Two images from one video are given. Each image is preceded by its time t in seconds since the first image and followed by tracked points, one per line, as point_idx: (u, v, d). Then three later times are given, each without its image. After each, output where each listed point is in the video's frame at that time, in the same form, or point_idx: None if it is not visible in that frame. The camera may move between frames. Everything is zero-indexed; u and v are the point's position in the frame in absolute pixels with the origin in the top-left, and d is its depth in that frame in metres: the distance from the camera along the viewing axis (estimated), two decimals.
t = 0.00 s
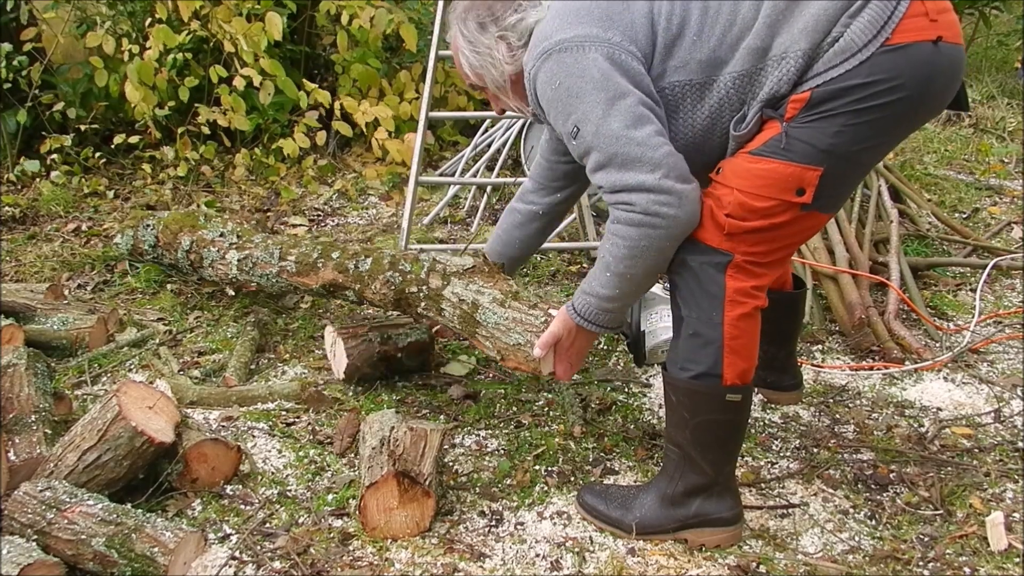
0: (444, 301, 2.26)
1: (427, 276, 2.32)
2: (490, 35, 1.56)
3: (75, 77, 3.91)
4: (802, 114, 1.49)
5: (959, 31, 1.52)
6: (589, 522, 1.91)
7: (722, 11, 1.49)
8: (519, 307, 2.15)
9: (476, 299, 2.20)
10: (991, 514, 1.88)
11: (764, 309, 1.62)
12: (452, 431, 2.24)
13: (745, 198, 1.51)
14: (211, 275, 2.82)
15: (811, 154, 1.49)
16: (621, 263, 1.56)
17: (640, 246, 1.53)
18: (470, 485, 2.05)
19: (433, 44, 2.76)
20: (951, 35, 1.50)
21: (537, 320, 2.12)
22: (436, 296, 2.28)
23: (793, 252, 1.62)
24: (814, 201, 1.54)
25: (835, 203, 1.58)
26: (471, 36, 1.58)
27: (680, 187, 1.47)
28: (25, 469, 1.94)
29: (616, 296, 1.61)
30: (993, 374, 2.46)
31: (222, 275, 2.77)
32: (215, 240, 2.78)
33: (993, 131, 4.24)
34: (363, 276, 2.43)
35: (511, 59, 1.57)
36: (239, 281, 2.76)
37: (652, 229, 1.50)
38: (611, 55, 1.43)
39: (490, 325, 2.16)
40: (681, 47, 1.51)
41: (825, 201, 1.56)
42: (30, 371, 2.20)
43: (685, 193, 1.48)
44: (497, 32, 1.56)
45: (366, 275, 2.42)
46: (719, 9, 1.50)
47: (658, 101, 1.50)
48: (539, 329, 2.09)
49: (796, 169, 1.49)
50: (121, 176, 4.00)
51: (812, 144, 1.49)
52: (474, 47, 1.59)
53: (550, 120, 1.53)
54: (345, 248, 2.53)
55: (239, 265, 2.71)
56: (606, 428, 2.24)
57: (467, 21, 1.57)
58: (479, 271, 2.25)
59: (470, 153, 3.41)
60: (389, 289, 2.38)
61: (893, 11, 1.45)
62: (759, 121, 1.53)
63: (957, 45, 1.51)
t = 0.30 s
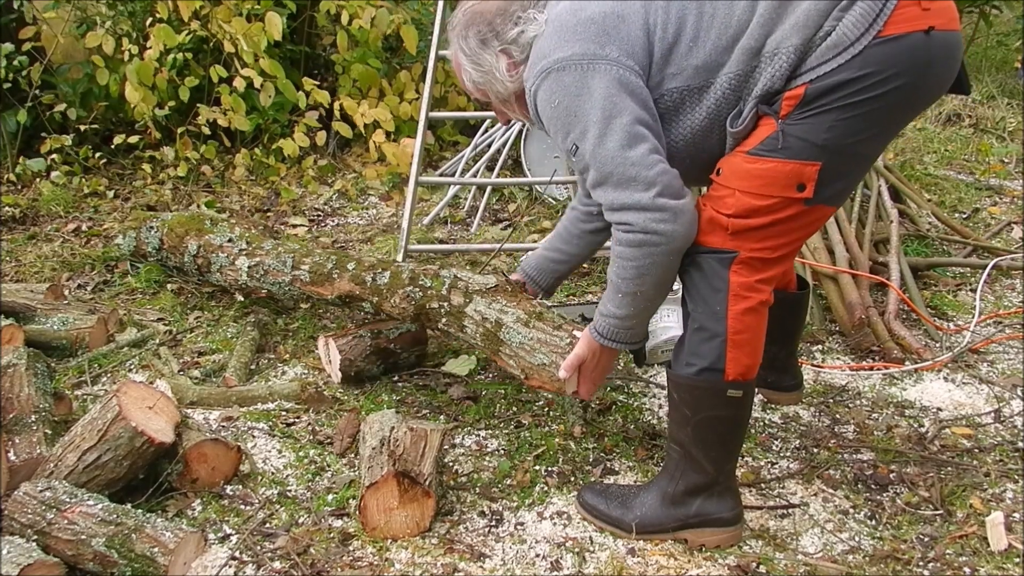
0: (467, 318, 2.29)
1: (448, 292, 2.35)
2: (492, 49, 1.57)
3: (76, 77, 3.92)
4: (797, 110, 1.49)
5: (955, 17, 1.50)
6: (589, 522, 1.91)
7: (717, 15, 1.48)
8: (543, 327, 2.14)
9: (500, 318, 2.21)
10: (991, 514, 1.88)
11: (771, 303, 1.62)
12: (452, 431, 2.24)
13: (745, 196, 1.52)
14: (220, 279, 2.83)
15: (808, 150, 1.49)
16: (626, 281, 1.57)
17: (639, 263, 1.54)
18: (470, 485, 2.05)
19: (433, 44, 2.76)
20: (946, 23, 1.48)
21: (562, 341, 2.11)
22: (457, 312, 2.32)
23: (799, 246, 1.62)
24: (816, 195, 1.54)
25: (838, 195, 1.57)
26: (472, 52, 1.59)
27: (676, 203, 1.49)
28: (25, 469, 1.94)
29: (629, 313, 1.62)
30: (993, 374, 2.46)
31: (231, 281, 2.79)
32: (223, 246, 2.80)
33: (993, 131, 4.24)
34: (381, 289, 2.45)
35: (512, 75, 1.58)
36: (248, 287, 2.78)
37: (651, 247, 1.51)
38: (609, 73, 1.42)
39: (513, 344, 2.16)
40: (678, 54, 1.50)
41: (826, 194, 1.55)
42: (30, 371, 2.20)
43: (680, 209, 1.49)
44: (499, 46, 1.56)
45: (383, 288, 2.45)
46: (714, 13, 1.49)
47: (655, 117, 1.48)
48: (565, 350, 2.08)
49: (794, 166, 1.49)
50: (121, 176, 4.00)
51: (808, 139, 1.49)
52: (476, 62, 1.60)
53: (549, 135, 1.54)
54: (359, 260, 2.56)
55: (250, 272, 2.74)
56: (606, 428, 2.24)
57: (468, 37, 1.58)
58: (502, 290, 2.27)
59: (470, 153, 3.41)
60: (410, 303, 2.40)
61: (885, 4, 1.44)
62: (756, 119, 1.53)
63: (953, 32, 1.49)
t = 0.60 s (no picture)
0: (465, 359, 2.25)
1: (445, 331, 2.29)
2: (494, 55, 1.57)
3: (76, 77, 3.92)
4: (789, 109, 1.49)
5: (948, 19, 1.50)
6: (589, 522, 1.91)
7: (718, 34, 1.49)
8: (542, 376, 2.09)
9: (498, 363, 2.17)
10: (992, 514, 1.88)
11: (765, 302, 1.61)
12: (452, 431, 2.24)
13: (736, 193, 1.51)
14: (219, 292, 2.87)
15: (799, 147, 1.49)
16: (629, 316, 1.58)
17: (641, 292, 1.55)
18: (470, 485, 2.05)
19: (433, 45, 2.76)
20: (939, 26, 1.48)
21: (559, 393, 2.04)
22: (455, 353, 2.27)
23: (792, 244, 1.61)
24: (807, 193, 1.53)
25: (831, 194, 1.57)
26: (473, 58, 1.59)
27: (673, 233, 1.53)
28: (25, 468, 1.94)
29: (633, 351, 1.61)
30: (993, 374, 2.46)
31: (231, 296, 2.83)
32: (217, 258, 2.84)
33: (993, 131, 4.24)
34: (378, 319, 2.40)
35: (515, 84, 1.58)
36: (249, 301, 2.80)
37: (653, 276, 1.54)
38: (619, 102, 1.42)
39: (513, 393, 2.11)
40: (682, 74, 1.50)
41: (819, 192, 1.55)
42: (30, 371, 2.20)
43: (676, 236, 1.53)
44: (500, 52, 1.56)
45: (381, 319, 2.39)
46: (715, 31, 1.49)
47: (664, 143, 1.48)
48: (563, 403, 2.01)
49: (785, 163, 1.49)
50: (121, 176, 4.00)
51: (799, 138, 1.49)
52: (477, 68, 1.60)
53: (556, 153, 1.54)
54: (356, 284, 2.52)
55: (249, 288, 2.76)
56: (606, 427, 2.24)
57: (469, 43, 1.58)
58: (497, 334, 2.24)
59: (470, 153, 3.41)
60: (408, 339, 2.35)
61: (880, 9, 1.44)
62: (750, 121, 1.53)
63: (946, 34, 1.50)
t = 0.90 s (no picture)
0: (466, 354, 2.25)
1: (447, 327, 2.29)
2: (504, 34, 1.57)
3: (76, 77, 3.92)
4: (791, 107, 1.49)
5: (953, 20, 1.50)
6: (589, 522, 1.91)
7: (722, 16, 1.49)
8: (543, 372, 2.09)
9: (500, 358, 2.17)
10: (991, 514, 1.88)
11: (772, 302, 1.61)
12: (452, 430, 2.24)
13: (741, 191, 1.51)
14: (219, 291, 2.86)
15: (803, 145, 1.49)
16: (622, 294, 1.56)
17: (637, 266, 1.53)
18: (470, 485, 2.05)
19: (433, 45, 2.76)
20: (943, 27, 1.48)
21: (561, 388, 2.04)
22: (457, 348, 2.27)
23: (799, 243, 1.60)
24: (813, 192, 1.52)
25: (837, 192, 1.56)
26: (486, 37, 1.61)
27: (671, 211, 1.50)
28: (25, 468, 1.94)
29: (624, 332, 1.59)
30: (993, 374, 2.46)
31: (231, 293, 2.82)
32: (221, 256, 2.84)
33: (993, 131, 4.24)
34: (380, 316, 2.40)
35: (521, 62, 1.60)
36: (249, 299, 2.79)
37: (648, 254, 1.51)
38: (621, 72, 1.42)
39: (514, 388, 2.10)
40: (684, 52, 1.51)
41: (826, 191, 1.54)
42: (30, 371, 2.20)
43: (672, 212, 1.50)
44: (510, 30, 1.56)
45: (383, 316, 2.39)
46: (720, 13, 1.50)
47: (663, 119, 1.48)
48: (564, 398, 2.01)
49: (789, 161, 1.49)
50: (121, 176, 4.00)
51: (802, 135, 1.49)
52: (489, 45, 1.62)
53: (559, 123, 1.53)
54: (359, 283, 2.52)
55: (250, 286, 2.75)
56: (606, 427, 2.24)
57: (482, 21, 1.59)
58: (500, 330, 2.24)
59: (471, 153, 3.41)
60: (409, 335, 2.35)
61: (882, 7, 1.44)
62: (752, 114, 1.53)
63: (949, 36, 1.50)
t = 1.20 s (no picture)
0: (466, 355, 2.24)
1: (447, 328, 2.29)
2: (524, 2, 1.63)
3: (76, 77, 3.92)
4: (788, 104, 1.49)
5: (955, 11, 1.45)
6: (589, 522, 1.91)
7: None
8: (543, 372, 2.08)
9: (499, 358, 2.17)
10: (991, 515, 1.88)
11: (780, 301, 1.61)
12: (452, 431, 2.24)
13: (742, 190, 1.52)
14: (219, 290, 2.86)
15: (802, 142, 1.48)
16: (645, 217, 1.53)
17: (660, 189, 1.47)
18: (471, 485, 2.05)
19: (433, 45, 2.75)
20: (942, 19, 1.44)
21: (560, 388, 2.03)
22: (457, 348, 2.27)
23: (806, 241, 1.59)
24: (815, 190, 1.51)
25: (840, 189, 1.54)
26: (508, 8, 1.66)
27: (688, 127, 1.41)
28: (25, 468, 1.94)
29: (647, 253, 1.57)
30: (993, 374, 2.46)
31: (231, 293, 2.82)
32: (221, 257, 2.84)
33: (993, 131, 4.24)
34: (380, 316, 2.40)
35: (540, 32, 1.65)
36: (249, 299, 2.79)
37: (664, 174, 1.45)
38: (616, 16, 1.48)
39: (514, 388, 2.11)
40: (682, 17, 1.53)
41: (829, 187, 1.53)
42: (30, 371, 2.20)
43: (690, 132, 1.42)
44: None
45: (383, 316, 2.39)
46: None
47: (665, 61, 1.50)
48: (564, 399, 2.01)
49: (789, 159, 1.48)
50: (121, 176, 4.00)
51: (799, 132, 1.48)
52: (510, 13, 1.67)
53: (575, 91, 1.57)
54: (359, 283, 2.52)
55: (250, 286, 2.75)
56: (606, 427, 2.24)
57: None
58: (500, 330, 2.24)
59: (471, 153, 3.42)
60: (409, 335, 2.35)
61: None
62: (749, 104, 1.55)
63: (950, 27, 1.45)
